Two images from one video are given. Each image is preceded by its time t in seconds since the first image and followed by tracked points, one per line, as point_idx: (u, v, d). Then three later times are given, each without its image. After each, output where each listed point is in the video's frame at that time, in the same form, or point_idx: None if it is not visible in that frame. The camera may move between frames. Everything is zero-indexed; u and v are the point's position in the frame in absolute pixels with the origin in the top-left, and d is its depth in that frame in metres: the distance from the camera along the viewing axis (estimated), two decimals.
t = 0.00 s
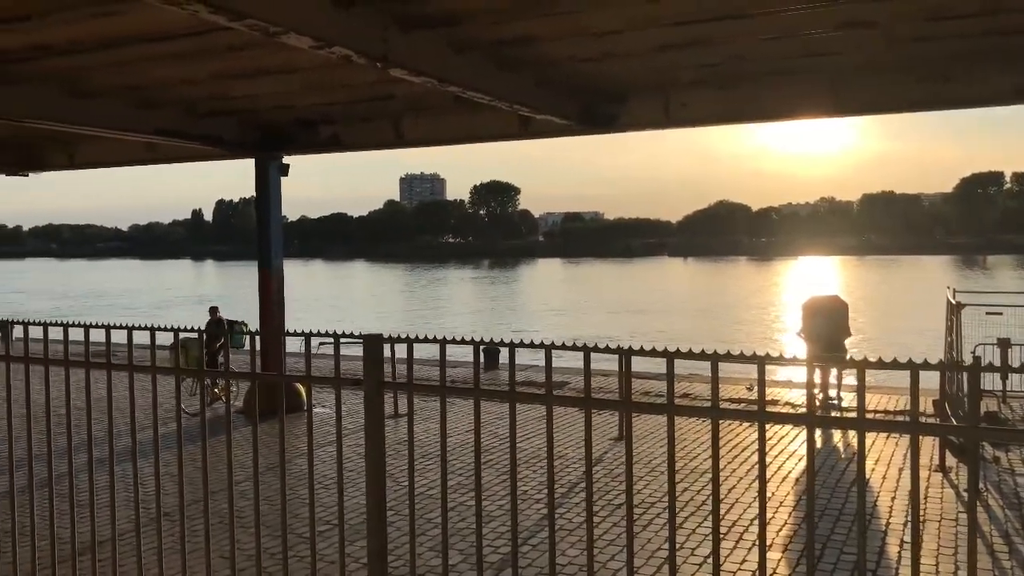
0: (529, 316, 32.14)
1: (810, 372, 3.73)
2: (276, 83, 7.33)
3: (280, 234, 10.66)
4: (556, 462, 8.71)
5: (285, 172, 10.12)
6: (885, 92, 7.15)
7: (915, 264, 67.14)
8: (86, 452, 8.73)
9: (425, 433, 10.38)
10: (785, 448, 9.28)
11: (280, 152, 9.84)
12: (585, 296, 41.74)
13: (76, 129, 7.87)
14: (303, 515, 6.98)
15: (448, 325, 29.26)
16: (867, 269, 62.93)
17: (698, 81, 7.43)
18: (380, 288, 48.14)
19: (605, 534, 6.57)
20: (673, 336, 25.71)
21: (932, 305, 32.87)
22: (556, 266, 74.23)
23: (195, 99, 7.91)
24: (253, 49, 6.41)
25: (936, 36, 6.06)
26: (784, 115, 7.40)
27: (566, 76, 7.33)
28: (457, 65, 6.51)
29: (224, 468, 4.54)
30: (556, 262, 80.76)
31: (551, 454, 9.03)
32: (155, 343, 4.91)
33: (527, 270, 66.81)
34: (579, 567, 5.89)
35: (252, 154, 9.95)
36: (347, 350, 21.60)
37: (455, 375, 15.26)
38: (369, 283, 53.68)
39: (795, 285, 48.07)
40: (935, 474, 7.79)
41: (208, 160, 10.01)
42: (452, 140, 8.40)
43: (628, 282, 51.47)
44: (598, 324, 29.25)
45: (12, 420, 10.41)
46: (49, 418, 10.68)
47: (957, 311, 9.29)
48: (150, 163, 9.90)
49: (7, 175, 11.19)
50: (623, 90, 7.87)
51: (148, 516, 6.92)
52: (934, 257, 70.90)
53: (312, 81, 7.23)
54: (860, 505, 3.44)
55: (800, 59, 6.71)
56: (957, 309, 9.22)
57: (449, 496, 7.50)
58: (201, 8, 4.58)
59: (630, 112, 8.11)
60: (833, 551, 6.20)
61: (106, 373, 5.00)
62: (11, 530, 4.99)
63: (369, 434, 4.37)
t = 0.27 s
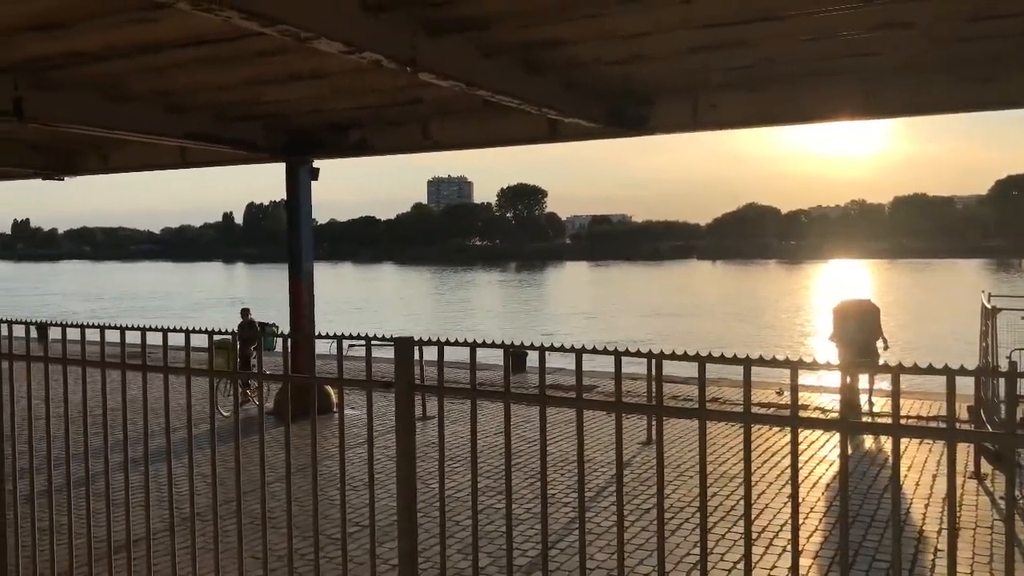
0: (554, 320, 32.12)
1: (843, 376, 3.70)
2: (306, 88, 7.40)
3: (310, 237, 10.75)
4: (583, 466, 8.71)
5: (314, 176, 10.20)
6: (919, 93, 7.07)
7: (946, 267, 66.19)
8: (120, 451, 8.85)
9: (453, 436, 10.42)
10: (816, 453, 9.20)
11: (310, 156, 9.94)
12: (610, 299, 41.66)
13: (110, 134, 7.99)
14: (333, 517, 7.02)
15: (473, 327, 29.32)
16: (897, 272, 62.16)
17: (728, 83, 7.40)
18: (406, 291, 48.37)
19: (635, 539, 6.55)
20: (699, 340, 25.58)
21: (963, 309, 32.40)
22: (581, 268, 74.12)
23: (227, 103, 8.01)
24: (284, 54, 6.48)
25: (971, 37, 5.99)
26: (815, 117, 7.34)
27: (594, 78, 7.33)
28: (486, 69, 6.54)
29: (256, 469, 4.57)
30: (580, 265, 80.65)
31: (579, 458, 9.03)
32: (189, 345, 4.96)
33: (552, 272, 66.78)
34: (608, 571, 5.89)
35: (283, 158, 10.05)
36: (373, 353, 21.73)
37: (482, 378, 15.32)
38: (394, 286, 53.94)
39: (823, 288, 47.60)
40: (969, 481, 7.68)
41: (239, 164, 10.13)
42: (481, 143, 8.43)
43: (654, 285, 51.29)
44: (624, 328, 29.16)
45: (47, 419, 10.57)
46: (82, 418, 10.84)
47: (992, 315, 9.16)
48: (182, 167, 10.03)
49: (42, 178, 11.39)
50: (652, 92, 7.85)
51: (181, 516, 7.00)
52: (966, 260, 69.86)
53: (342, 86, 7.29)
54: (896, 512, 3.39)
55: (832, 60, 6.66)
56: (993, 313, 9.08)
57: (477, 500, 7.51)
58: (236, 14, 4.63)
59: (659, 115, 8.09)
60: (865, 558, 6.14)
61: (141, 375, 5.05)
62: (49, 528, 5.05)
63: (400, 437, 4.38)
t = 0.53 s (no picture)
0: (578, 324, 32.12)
1: (874, 382, 3.63)
2: (334, 94, 7.46)
3: (338, 242, 10.84)
4: (609, 470, 8.71)
5: (342, 181, 10.27)
6: (951, 94, 6.97)
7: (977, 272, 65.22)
8: (150, 453, 8.95)
9: (479, 440, 10.43)
10: (845, 459, 9.11)
11: (337, 161, 10.02)
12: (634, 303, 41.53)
13: (141, 140, 8.11)
14: (359, 521, 7.05)
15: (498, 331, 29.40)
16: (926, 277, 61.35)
17: (756, 85, 7.36)
18: (431, 295, 48.59)
19: (663, 546, 6.52)
20: (725, 344, 25.43)
21: (995, 313, 31.91)
22: (605, 272, 73.94)
23: (255, 109, 8.09)
24: (312, 60, 6.53)
25: (1005, 37, 5.89)
26: (844, 120, 7.27)
27: (621, 82, 7.32)
28: (513, 73, 6.55)
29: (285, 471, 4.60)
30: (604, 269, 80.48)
31: (606, 463, 9.00)
32: (221, 349, 5.01)
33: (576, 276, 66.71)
34: None
35: (310, 164, 10.13)
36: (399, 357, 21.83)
37: (507, 382, 15.34)
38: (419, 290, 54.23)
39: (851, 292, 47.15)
40: (1002, 489, 7.56)
41: (268, 169, 10.23)
42: (507, 148, 8.45)
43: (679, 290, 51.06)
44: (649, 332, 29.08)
45: (79, 421, 10.72)
46: (113, 420, 10.99)
47: None
48: (211, 172, 10.15)
49: (75, 184, 11.58)
50: (680, 95, 7.83)
51: (210, 518, 7.07)
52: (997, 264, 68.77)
53: (369, 91, 7.34)
54: (930, 522, 3.32)
55: (861, 62, 6.60)
56: None
57: (503, 505, 7.50)
58: (266, 21, 4.68)
59: (686, 119, 8.06)
60: (895, 565, 6.07)
61: (173, 378, 5.11)
62: (83, 530, 5.12)
63: (429, 442, 4.39)
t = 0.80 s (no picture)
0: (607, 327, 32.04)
1: (910, 385, 3.55)
2: (364, 99, 7.51)
3: (369, 247, 10.92)
4: (639, 474, 8.71)
5: (372, 186, 10.34)
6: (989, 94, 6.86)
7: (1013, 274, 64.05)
8: (184, 455, 9.06)
9: (509, 444, 10.44)
10: (880, 464, 9.00)
11: (368, 165, 10.09)
12: (662, 306, 41.33)
13: (175, 146, 8.22)
14: (390, 524, 7.08)
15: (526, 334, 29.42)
16: (960, 279, 60.35)
17: (787, 86, 7.30)
18: (459, 298, 48.77)
19: (697, 552, 6.47)
20: (755, 348, 25.23)
21: None
22: (632, 276, 73.67)
23: (287, 115, 8.18)
24: (343, 66, 6.59)
25: None
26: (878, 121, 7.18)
27: (651, 84, 7.30)
28: (543, 77, 6.56)
29: (317, 473, 4.63)
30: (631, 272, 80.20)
31: (637, 467, 8.98)
32: (256, 352, 5.06)
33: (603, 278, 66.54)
34: None
35: (341, 168, 10.20)
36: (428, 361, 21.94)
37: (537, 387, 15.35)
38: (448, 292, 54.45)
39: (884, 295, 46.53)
40: None
41: (299, 174, 10.33)
42: (536, 151, 8.46)
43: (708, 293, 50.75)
44: (678, 335, 28.93)
45: (114, 423, 10.88)
46: (148, 422, 11.14)
47: None
48: (243, 178, 10.27)
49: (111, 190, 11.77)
50: (710, 97, 7.79)
51: (243, 519, 7.14)
52: None
53: (399, 96, 7.39)
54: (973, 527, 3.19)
55: (895, 62, 6.52)
56: None
57: (534, 509, 7.49)
58: (299, 28, 4.73)
59: (716, 120, 8.02)
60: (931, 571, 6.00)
61: (208, 382, 5.16)
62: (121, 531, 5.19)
63: (460, 446, 4.39)
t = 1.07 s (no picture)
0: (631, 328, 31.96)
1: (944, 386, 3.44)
2: (390, 101, 7.55)
3: (396, 249, 10.97)
4: (665, 476, 8.69)
5: (398, 188, 10.39)
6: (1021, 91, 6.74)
7: None
8: (212, 455, 9.15)
9: (534, 446, 10.43)
10: (911, 467, 8.89)
11: (394, 167, 10.14)
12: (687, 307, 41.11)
13: (203, 149, 8.32)
14: (416, 525, 7.10)
15: (551, 336, 29.43)
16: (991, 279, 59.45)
17: (815, 85, 7.23)
18: (484, 300, 48.88)
19: (726, 555, 6.43)
20: (781, 349, 25.04)
21: None
22: (658, 277, 73.39)
23: (314, 118, 8.24)
24: (370, 69, 6.63)
25: None
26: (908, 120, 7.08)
27: (677, 85, 7.27)
28: (569, 78, 6.55)
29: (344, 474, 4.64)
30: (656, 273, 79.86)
31: (663, 469, 8.95)
32: (285, 353, 5.10)
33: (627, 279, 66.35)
34: None
35: (367, 171, 10.26)
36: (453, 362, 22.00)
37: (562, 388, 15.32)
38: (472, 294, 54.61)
39: (913, 296, 45.95)
40: None
41: (326, 177, 10.41)
42: (561, 152, 8.45)
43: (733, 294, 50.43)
44: (703, 336, 28.78)
45: (145, 423, 11.02)
46: (177, 422, 11.26)
47: None
48: (271, 180, 10.36)
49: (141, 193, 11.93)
50: (737, 97, 7.74)
51: (271, 519, 7.19)
52: None
53: (424, 98, 7.42)
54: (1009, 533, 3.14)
55: (925, 60, 6.43)
56: None
57: (560, 512, 7.47)
58: (326, 32, 4.76)
59: (743, 120, 7.96)
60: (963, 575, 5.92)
61: (238, 383, 5.21)
62: (153, 530, 5.25)
63: (488, 447, 4.39)
